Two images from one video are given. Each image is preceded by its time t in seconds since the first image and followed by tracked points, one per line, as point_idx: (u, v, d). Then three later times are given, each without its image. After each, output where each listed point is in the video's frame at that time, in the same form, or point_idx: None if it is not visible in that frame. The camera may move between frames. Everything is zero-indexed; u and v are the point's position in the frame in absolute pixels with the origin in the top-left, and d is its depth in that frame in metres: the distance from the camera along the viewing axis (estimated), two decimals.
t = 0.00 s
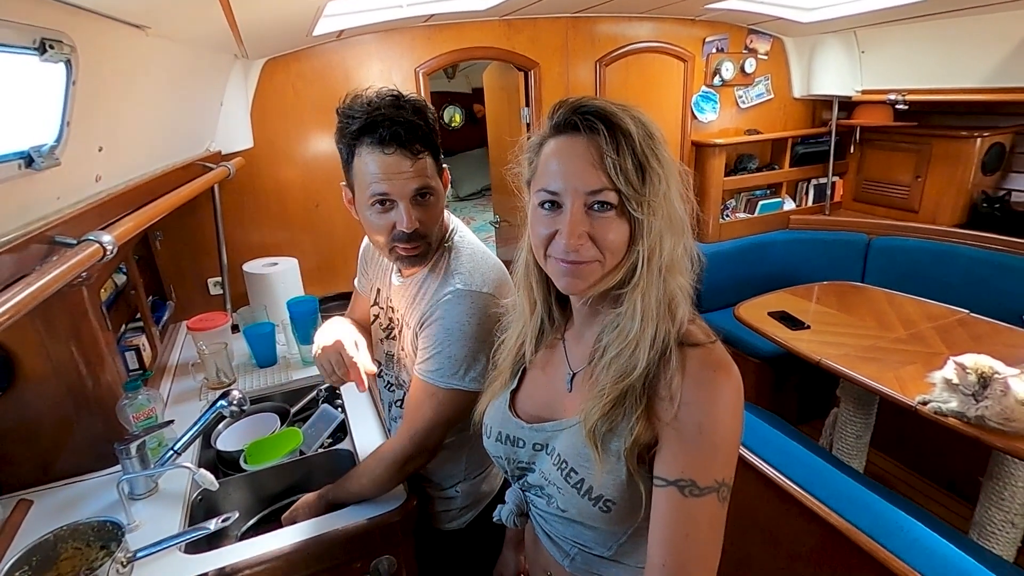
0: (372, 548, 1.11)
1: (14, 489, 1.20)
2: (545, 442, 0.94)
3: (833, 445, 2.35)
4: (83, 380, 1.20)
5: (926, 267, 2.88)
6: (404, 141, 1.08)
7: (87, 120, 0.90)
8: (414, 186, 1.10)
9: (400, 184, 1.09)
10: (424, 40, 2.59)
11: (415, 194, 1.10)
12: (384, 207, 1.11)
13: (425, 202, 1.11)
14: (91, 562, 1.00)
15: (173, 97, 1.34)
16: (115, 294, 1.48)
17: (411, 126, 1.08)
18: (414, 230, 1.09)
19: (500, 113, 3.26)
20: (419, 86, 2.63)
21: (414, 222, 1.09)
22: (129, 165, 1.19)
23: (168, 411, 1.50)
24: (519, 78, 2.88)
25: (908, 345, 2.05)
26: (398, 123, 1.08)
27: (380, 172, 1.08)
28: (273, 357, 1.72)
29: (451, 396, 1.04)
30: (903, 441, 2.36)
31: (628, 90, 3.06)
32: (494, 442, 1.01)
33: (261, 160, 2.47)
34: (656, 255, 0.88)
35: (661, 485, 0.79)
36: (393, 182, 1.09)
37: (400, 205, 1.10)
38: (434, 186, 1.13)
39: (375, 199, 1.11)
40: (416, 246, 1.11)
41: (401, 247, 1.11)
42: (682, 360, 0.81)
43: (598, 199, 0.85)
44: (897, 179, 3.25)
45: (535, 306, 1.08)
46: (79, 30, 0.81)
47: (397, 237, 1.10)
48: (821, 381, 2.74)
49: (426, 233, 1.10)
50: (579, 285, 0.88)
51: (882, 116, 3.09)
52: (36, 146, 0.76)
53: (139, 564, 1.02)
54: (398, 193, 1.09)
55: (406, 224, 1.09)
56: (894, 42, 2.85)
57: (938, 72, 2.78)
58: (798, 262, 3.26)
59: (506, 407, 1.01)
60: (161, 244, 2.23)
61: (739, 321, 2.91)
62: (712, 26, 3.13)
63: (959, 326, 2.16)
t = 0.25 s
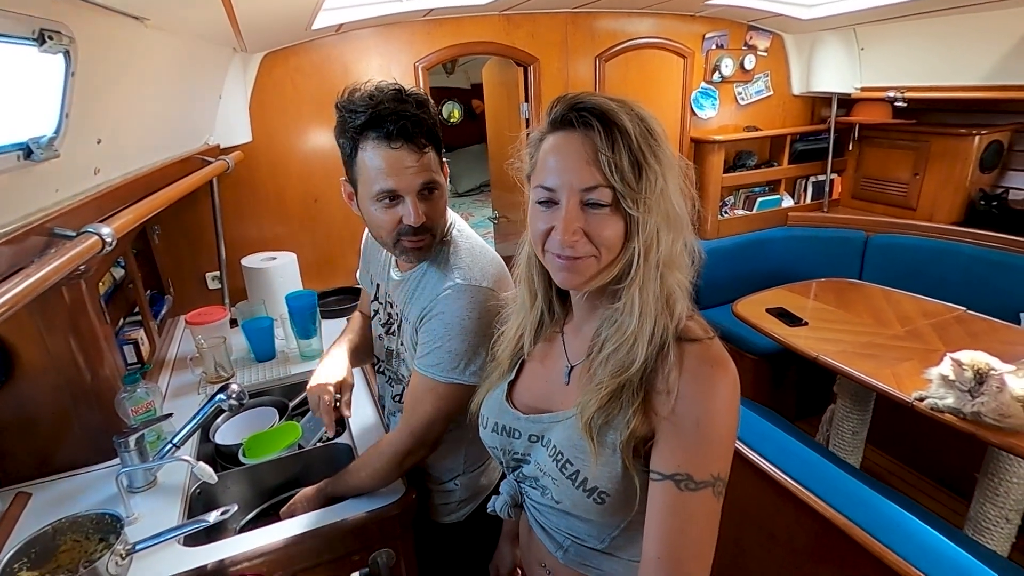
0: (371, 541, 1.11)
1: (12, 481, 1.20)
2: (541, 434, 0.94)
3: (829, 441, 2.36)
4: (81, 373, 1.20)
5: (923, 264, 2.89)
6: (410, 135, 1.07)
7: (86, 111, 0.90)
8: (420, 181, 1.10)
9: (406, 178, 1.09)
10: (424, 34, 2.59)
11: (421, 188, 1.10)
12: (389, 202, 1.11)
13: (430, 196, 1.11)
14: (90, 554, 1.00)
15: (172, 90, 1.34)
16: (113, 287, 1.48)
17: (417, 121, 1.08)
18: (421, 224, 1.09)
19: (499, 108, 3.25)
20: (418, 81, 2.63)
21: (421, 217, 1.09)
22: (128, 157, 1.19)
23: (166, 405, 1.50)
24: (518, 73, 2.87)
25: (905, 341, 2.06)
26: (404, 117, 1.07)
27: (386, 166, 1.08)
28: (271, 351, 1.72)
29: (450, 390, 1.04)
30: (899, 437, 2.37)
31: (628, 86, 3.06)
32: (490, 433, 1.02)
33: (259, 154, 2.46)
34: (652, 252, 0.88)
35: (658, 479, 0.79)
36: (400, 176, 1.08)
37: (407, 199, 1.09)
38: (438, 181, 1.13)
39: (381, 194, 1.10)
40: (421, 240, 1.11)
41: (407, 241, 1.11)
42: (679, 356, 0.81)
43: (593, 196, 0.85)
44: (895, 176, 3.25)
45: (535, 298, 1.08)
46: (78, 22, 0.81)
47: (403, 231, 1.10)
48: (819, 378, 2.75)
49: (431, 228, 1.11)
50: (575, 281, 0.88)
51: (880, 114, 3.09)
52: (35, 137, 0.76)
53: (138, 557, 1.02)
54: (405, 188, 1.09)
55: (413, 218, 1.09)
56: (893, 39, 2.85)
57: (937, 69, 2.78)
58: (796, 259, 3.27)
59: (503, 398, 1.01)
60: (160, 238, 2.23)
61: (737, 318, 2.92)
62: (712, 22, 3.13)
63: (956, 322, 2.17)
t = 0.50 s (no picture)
0: (369, 535, 1.11)
1: (9, 476, 1.20)
2: (539, 422, 0.94)
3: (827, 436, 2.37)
4: (77, 367, 1.19)
5: (922, 259, 2.89)
6: (406, 127, 1.07)
7: (79, 104, 0.89)
8: (417, 173, 1.09)
9: (404, 170, 1.08)
10: (422, 27, 2.57)
11: (418, 181, 1.09)
12: (386, 195, 1.10)
13: (428, 189, 1.11)
14: (87, 549, 1.00)
15: (167, 83, 1.33)
16: (109, 281, 1.47)
17: (414, 113, 1.07)
18: (418, 217, 1.08)
19: (498, 102, 3.24)
20: (416, 74, 2.61)
21: (418, 209, 1.09)
22: (123, 150, 1.18)
23: (163, 400, 1.49)
24: (516, 67, 2.86)
25: (903, 336, 2.06)
26: (400, 109, 1.06)
27: (383, 158, 1.07)
28: (269, 346, 1.72)
29: (448, 383, 1.04)
30: (897, 432, 2.37)
31: (627, 80, 3.04)
32: (489, 420, 1.02)
33: (256, 147, 2.45)
34: (646, 247, 0.87)
35: (657, 472, 0.79)
36: (396, 169, 1.08)
37: (404, 191, 1.08)
38: (435, 174, 1.12)
39: (378, 186, 1.09)
40: (418, 233, 1.10)
41: (404, 234, 1.10)
42: (678, 350, 0.81)
43: (583, 191, 0.85)
44: (893, 171, 3.24)
45: (539, 288, 1.08)
46: (70, 12, 0.80)
47: (401, 223, 1.09)
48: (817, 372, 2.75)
49: (428, 220, 1.10)
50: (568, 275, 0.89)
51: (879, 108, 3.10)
52: (27, 129, 0.75)
53: (135, 551, 1.02)
54: (402, 180, 1.08)
55: (411, 211, 1.08)
56: (893, 33, 2.83)
57: (937, 64, 2.77)
58: (794, 254, 3.26)
59: (502, 386, 1.01)
60: (156, 232, 2.22)
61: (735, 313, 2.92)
62: (712, 15, 3.11)
63: (954, 317, 2.17)
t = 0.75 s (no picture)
0: (361, 540, 1.10)
1: None
2: (534, 422, 0.94)
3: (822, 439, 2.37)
4: (67, 369, 1.18)
5: (917, 262, 2.90)
6: (402, 131, 1.06)
7: (69, 104, 0.88)
8: (413, 178, 1.08)
9: (399, 175, 1.07)
10: (419, 26, 2.56)
11: (414, 186, 1.09)
12: (381, 199, 1.09)
13: (423, 193, 1.10)
14: (76, 554, 0.99)
15: (160, 82, 1.31)
16: (102, 281, 1.46)
17: (410, 117, 1.06)
18: (413, 223, 1.07)
19: (495, 102, 3.23)
20: (412, 74, 2.60)
21: (414, 215, 1.07)
22: (115, 151, 1.16)
23: (156, 402, 1.48)
24: (514, 67, 2.85)
25: (898, 340, 2.06)
26: (395, 113, 1.05)
27: (378, 163, 1.06)
28: (263, 347, 1.71)
29: (442, 388, 1.03)
30: (891, 435, 2.38)
31: (625, 81, 3.04)
32: (486, 417, 1.01)
33: (251, 146, 2.43)
34: (635, 257, 0.86)
35: (652, 478, 0.78)
36: (391, 174, 1.07)
37: (400, 197, 1.08)
38: (430, 178, 1.12)
39: (374, 191, 1.08)
40: (413, 241, 1.08)
41: (400, 240, 1.08)
42: (672, 358, 0.80)
43: (570, 201, 0.85)
44: (890, 174, 3.25)
45: (541, 290, 1.08)
46: (59, 11, 0.79)
47: (396, 229, 1.08)
48: (812, 375, 2.75)
49: (422, 227, 1.08)
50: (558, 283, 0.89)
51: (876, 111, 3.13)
52: (15, 130, 0.73)
53: (125, 557, 1.01)
54: (398, 185, 1.08)
55: (406, 217, 1.07)
56: (891, 36, 2.83)
57: (934, 67, 2.78)
58: (791, 257, 3.27)
59: (500, 384, 1.01)
60: (150, 231, 2.20)
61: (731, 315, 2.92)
62: (710, 17, 3.10)
63: (949, 322, 2.17)
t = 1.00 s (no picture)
0: (359, 550, 1.09)
1: None
2: (534, 426, 0.93)
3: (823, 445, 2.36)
4: (62, 375, 1.16)
5: (918, 267, 2.90)
6: (401, 139, 1.05)
7: (64, 109, 0.86)
8: (412, 186, 1.07)
9: (398, 184, 1.06)
10: (419, 29, 2.55)
11: (413, 194, 1.08)
12: (380, 207, 1.08)
13: (423, 201, 1.09)
14: (69, 565, 0.97)
15: (157, 85, 1.30)
16: (97, 286, 1.44)
17: (410, 126, 1.05)
18: (412, 231, 1.06)
19: (495, 105, 3.22)
20: (412, 76, 2.59)
21: (412, 223, 1.06)
22: (111, 155, 1.15)
23: (152, 408, 1.47)
24: (514, 71, 2.84)
25: (900, 346, 2.05)
26: (395, 121, 1.04)
27: (377, 171, 1.05)
28: (260, 351, 1.69)
29: (441, 396, 1.01)
30: (893, 440, 2.37)
31: (625, 85, 3.03)
32: (487, 419, 1.01)
33: (250, 149, 2.42)
34: (619, 272, 0.84)
35: (652, 482, 0.77)
36: (390, 182, 1.05)
37: (399, 205, 1.06)
38: (429, 184, 1.11)
39: (372, 200, 1.07)
40: (411, 246, 1.07)
41: (399, 247, 1.07)
42: (671, 365, 0.79)
43: (548, 222, 0.84)
44: (891, 178, 3.24)
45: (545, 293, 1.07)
46: (54, 14, 0.78)
47: (395, 237, 1.07)
48: (813, 379, 2.74)
49: (421, 233, 1.07)
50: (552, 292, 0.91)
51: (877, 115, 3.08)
52: (8, 136, 0.72)
53: (119, 567, 0.99)
54: (397, 194, 1.06)
55: (405, 224, 1.05)
56: (892, 40, 2.83)
57: (935, 72, 2.77)
58: (791, 261, 3.26)
59: (502, 385, 1.00)
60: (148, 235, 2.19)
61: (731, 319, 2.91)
62: (710, 20, 3.10)
63: (950, 327, 2.16)
